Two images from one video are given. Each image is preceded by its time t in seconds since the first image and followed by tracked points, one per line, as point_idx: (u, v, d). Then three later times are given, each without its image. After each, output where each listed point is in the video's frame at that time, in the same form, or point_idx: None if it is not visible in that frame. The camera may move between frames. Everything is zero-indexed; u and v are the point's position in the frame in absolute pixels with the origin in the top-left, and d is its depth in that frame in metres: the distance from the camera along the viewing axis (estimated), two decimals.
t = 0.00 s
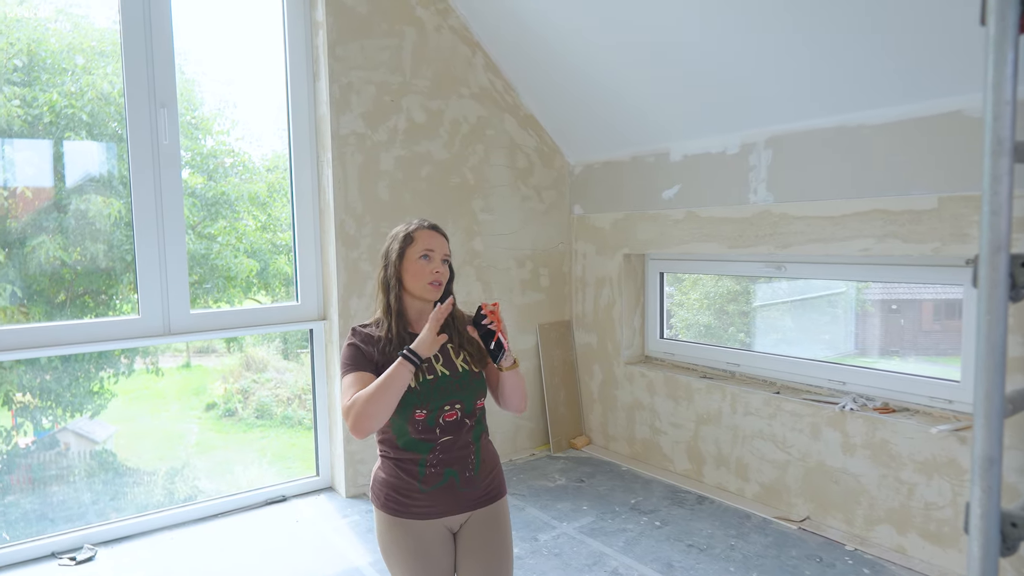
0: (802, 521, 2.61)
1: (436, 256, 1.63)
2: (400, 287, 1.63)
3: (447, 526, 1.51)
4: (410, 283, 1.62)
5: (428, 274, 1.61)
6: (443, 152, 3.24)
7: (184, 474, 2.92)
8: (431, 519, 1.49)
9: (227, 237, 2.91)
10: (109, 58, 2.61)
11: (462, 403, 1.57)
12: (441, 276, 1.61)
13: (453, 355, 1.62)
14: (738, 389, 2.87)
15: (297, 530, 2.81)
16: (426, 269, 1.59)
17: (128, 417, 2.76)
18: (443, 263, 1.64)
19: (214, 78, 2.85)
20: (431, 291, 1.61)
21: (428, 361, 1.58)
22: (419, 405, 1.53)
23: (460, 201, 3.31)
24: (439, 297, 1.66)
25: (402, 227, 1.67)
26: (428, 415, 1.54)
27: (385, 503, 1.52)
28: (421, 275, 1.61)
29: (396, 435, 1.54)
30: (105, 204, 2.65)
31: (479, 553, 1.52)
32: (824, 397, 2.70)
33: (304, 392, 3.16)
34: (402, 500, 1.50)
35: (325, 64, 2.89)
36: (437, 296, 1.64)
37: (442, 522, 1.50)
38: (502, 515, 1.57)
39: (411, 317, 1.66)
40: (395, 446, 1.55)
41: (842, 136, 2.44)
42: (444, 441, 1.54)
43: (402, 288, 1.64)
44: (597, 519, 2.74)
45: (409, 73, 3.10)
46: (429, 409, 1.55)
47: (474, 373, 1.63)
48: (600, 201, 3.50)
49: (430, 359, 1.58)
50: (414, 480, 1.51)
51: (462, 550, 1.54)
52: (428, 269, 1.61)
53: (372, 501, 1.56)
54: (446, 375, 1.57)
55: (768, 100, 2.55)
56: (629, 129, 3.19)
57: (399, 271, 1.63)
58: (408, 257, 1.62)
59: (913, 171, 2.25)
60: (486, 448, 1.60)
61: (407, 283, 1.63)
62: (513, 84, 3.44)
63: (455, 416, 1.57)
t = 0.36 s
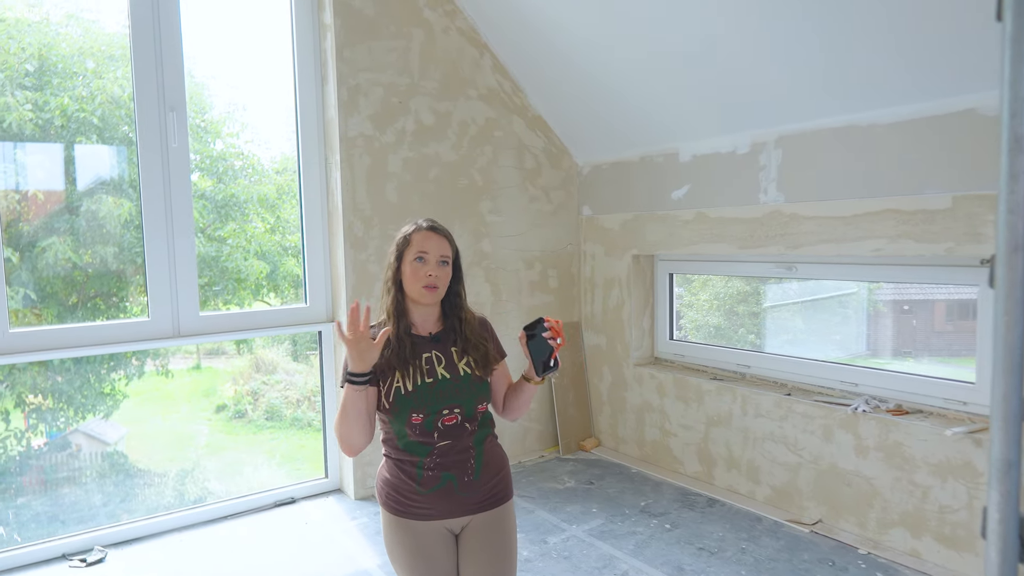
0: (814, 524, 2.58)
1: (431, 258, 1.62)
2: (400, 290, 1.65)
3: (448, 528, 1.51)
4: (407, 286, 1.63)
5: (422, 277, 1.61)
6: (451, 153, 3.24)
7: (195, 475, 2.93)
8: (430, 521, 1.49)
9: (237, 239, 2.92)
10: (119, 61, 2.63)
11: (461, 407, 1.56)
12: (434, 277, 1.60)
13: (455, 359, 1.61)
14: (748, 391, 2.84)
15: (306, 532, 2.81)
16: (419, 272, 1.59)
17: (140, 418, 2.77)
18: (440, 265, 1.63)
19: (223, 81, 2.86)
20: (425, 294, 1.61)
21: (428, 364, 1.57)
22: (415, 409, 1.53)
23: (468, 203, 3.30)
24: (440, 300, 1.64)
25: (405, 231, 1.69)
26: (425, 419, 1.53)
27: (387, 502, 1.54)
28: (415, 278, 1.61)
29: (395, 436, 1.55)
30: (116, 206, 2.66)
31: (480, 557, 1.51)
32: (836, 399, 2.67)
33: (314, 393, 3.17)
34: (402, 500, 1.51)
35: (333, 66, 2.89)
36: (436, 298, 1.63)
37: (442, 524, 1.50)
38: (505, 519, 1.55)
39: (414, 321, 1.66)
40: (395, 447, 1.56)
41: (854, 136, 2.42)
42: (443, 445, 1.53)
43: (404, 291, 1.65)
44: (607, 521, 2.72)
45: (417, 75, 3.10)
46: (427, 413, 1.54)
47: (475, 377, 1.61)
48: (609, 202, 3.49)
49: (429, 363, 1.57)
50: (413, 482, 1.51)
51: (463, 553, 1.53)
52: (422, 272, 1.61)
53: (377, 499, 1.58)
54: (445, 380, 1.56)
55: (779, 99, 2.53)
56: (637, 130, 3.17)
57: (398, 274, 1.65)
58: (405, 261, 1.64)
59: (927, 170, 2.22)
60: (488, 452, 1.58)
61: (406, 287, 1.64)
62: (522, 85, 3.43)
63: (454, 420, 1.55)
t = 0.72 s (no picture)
0: (826, 531, 2.54)
1: (444, 268, 1.58)
2: (410, 298, 1.61)
3: (453, 537, 1.49)
4: (418, 295, 1.59)
5: (435, 288, 1.57)
6: (457, 157, 3.22)
7: (200, 479, 2.91)
8: (436, 531, 1.47)
9: (243, 243, 2.91)
10: (126, 66, 2.62)
11: (469, 416, 1.53)
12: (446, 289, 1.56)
13: (464, 367, 1.58)
14: (758, 396, 2.80)
15: (311, 539, 2.79)
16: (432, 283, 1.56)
17: (147, 422, 2.76)
18: (451, 274, 1.59)
19: (229, 85, 2.85)
20: (437, 305, 1.57)
21: (436, 373, 1.54)
22: (424, 418, 1.51)
23: (474, 206, 3.28)
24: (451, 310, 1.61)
25: (414, 236, 1.65)
26: (432, 428, 1.51)
27: (392, 509, 1.52)
28: (427, 288, 1.57)
29: (403, 445, 1.53)
30: (122, 211, 2.65)
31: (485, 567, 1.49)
32: (847, 405, 2.63)
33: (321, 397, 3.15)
34: (407, 509, 1.49)
35: (338, 70, 2.88)
36: (447, 308, 1.60)
37: (447, 533, 1.48)
38: (511, 529, 1.53)
39: (423, 329, 1.63)
40: (402, 456, 1.54)
41: (865, 138, 2.38)
42: (449, 454, 1.50)
43: (413, 300, 1.61)
44: (615, 528, 2.69)
45: (422, 77, 3.09)
46: (434, 422, 1.51)
47: (484, 386, 1.57)
48: (615, 205, 3.46)
49: (438, 372, 1.54)
50: (419, 491, 1.49)
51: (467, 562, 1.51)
52: (434, 282, 1.57)
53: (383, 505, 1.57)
54: (454, 389, 1.53)
55: (789, 100, 2.50)
56: (644, 132, 3.15)
57: (407, 282, 1.61)
58: (417, 270, 1.60)
59: (940, 172, 2.19)
60: (495, 462, 1.55)
61: (416, 296, 1.60)
62: (528, 88, 3.41)
63: (461, 430, 1.53)
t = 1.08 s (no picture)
0: (849, 546, 2.46)
1: (465, 277, 1.55)
2: (428, 307, 1.56)
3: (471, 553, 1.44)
4: (438, 305, 1.55)
5: (456, 296, 1.54)
6: (468, 163, 3.18)
7: (213, 486, 2.88)
8: (457, 546, 1.42)
9: (255, 250, 2.89)
10: (139, 74, 2.61)
11: (490, 428, 1.50)
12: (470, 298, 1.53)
13: (482, 377, 1.55)
14: (777, 406, 2.73)
15: (320, 551, 2.74)
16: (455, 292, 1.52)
17: (160, 428, 2.74)
18: (473, 283, 1.56)
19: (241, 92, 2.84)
20: (458, 314, 1.54)
21: (456, 384, 1.50)
22: (445, 431, 1.46)
23: (485, 213, 3.24)
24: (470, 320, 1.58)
25: (431, 243, 1.61)
26: (454, 440, 1.46)
27: (407, 525, 1.46)
28: (449, 297, 1.54)
29: (422, 459, 1.48)
30: (135, 220, 2.64)
31: None
32: (870, 416, 2.55)
33: (333, 403, 3.12)
34: (425, 524, 1.43)
35: (348, 76, 2.86)
36: (466, 319, 1.57)
37: (466, 549, 1.43)
38: (528, 544, 1.50)
39: (439, 338, 1.58)
40: (420, 470, 1.48)
41: (887, 141, 2.32)
42: (471, 467, 1.46)
43: (431, 308, 1.57)
44: (630, 542, 2.62)
45: (432, 83, 3.05)
46: (455, 434, 1.47)
47: (504, 396, 1.55)
48: (628, 210, 3.41)
49: (457, 383, 1.50)
50: (438, 506, 1.44)
51: None
52: (456, 292, 1.54)
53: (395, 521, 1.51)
54: (475, 400, 1.49)
55: (808, 103, 2.44)
56: (659, 137, 3.09)
57: (426, 290, 1.56)
58: (436, 278, 1.55)
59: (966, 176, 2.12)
60: (514, 475, 1.51)
61: (435, 305, 1.56)
62: (539, 93, 3.37)
63: (483, 442, 1.49)
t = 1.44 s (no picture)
0: (872, 568, 2.38)
1: (491, 287, 1.60)
2: (456, 320, 1.61)
3: (492, 566, 1.49)
4: (465, 316, 1.60)
5: (483, 307, 1.59)
6: (478, 172, 3.14)
7: (226, 494, 2.86)
8: (482, 559, 1.46)
9: (267, 259, 2.87)
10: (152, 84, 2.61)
11: (517, 442, 1.55)
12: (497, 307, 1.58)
13: (509, 391, 1.60)
14: (796, 421, 2.65)
15: (327, 568, 2.69)
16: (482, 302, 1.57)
17: (174, 437, 2.72)
18: (498, 293, 1.61)
19: (251, 101, 2.82)
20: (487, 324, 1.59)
21: (485, 397, 1.55)
22: (476, 443, 1.50)
23: (497, 222, 3.20)
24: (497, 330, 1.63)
25: (455, 257, 1.66)
26: (484, 453, 1.51)
27: (431, 537, 1.49)
28: (477, 308, 1.59)
29: (448, 471, 1.51)
30: (150, 229, 2.63)
31: None
32: (893, 432, 2.47)
33: (345, 410, 3.08)
34: (451, 536, 1.47)
35: (357, 84, 2.83)
36: (494, 329, 1.62)
37: (490, 562, 1.47)
38: (546, 558, 1.55)
39: (468, 350, 1.63)
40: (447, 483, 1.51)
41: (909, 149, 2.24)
42: (498, 480, 1.50)
43: (459, 321, 1.62)
44: (644, 560, 2.55)
45: (442, 91, 3.02)
46: (485, 447, 1.52)
47: (530, 411, 1.60)
48: (642, 219, 3.35)
49: (486, 396, 1.55)
50: (464, 518, 1.48)
51: None
52: (483, 302, 1.59)
53: (416, 533, 1.54)
54: (504, 414, 1.54)
55: (827, 111, 2.38)
56: (673, 145, 3.04)
57: (452, 303, 1.61)
58: (463, 290, 1.60)
59: (993, 184, 2.04)
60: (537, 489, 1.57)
61: (462, 317, 1.61)
62: (551, 101, 3.33)
63: (510, 456, 1.54)
